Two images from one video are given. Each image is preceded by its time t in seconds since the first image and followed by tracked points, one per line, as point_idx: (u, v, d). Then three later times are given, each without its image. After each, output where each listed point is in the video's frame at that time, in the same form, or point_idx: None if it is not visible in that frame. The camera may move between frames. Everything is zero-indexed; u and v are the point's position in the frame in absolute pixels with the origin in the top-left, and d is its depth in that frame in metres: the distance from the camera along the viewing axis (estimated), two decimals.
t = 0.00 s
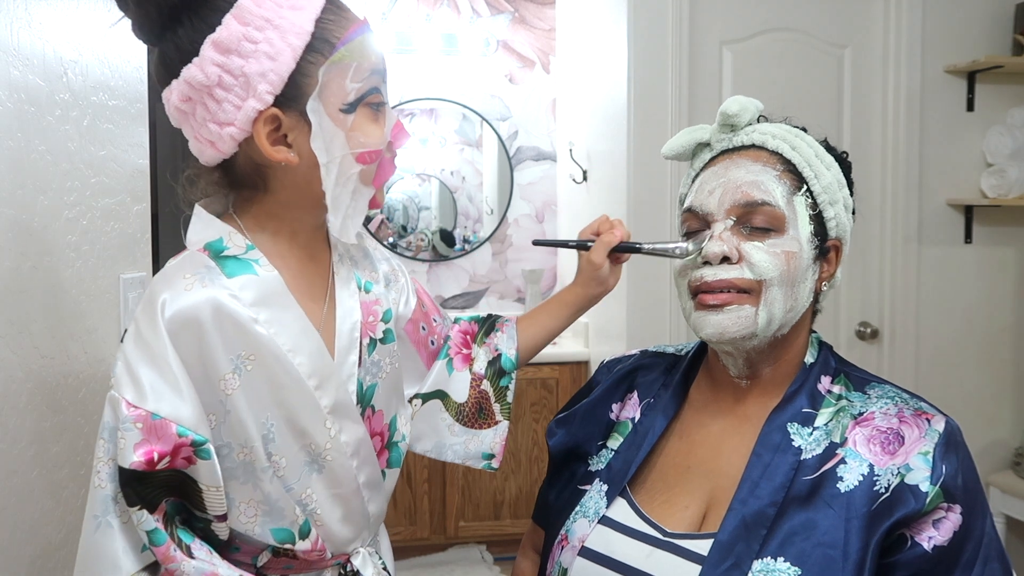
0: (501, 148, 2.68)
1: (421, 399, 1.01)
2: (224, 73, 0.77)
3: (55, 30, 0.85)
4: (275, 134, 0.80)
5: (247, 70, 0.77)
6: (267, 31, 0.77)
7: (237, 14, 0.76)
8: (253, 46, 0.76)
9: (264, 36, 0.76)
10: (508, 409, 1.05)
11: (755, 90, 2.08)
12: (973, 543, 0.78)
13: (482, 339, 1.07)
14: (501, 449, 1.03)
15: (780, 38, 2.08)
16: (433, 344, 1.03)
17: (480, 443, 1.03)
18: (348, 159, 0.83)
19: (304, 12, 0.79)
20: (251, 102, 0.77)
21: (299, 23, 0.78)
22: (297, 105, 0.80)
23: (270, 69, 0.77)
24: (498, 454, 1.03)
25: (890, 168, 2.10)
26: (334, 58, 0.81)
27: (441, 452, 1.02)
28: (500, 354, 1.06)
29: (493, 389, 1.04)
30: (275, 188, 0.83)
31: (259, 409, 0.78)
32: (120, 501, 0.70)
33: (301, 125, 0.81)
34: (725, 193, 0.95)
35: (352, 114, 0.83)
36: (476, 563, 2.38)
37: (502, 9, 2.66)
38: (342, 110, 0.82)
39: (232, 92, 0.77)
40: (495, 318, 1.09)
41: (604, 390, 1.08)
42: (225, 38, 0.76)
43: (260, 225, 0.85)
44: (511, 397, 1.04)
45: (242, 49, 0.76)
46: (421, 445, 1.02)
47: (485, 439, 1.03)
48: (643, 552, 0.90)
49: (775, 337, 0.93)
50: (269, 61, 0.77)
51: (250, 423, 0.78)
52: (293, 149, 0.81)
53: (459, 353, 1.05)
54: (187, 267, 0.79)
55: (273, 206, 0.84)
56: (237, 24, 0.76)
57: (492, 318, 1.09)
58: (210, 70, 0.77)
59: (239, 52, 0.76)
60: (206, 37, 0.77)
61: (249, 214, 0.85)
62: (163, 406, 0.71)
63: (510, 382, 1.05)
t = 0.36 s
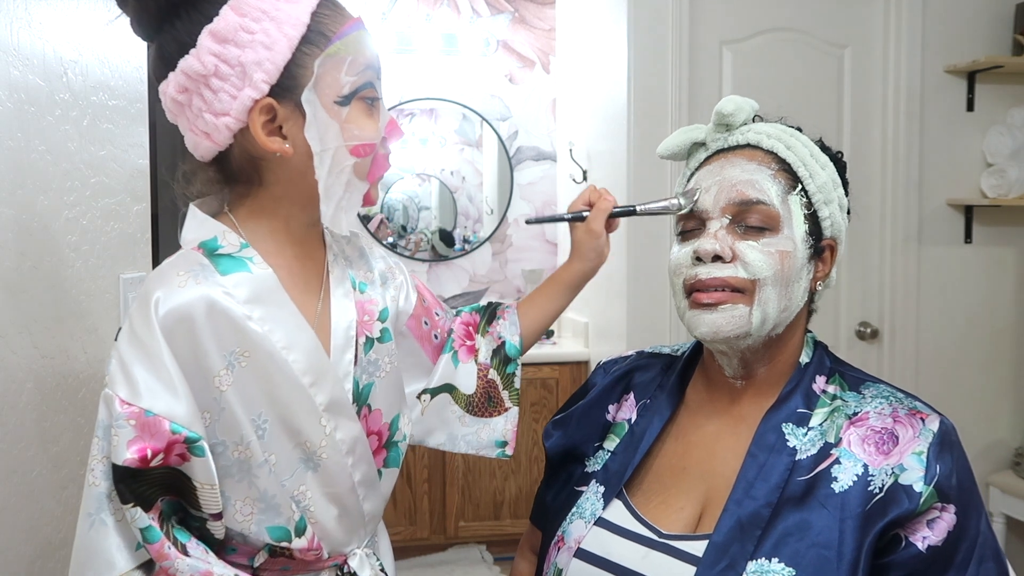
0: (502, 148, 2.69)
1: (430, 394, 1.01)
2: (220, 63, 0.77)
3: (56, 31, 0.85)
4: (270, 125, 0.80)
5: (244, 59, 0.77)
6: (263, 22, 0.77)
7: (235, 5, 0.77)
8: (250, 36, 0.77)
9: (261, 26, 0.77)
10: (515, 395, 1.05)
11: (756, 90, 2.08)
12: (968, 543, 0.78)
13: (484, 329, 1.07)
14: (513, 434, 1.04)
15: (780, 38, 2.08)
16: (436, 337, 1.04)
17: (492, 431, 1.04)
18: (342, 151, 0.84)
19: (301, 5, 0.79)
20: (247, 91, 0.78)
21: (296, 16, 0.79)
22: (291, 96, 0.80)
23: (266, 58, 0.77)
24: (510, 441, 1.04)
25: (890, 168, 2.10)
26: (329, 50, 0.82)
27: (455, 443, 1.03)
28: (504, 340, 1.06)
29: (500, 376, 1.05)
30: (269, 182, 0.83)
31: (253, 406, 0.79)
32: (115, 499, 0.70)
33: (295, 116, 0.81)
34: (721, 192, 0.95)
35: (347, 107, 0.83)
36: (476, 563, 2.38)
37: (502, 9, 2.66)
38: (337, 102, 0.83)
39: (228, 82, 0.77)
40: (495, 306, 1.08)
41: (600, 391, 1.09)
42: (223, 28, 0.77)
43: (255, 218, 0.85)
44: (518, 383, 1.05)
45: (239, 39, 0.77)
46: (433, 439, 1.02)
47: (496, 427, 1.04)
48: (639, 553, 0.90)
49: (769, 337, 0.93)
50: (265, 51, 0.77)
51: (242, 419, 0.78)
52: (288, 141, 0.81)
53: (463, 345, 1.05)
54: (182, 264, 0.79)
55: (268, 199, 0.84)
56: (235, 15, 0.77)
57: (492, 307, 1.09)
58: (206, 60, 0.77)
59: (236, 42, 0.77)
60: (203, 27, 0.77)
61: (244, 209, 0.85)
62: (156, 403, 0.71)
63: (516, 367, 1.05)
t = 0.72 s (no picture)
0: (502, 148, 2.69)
1: (423, 401, 1.00)
2: (222, 57, 0.77)
3: (55, 30, 0.85)
4: (272, 123, 0.80)
5: (247, 55, 0.77)
6: (267, 18, 0.77)
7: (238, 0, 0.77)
8: (253, 32, 0.77)
9: (265, 22, 0.77)
10: (509, 406, 1.05)
11: (756, 90, 2.08)
12: (968, 542, 0.78)
13: (480, 337, 1.07)
14: (506, 446, 1.03)
15: (781, 38, 2.08)
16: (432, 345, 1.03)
17: (484, 443, 1.03)
18: (343, 149, 0.84)
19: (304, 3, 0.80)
20: (249, 86, 0.78)
21: (299, 13, 0.79)
22: (294, 92, 0.80)
23: (269, 54, 0.78)
24: (503, 453, 1.03)
25: (890, 168, 2.10)
26: (331, 49, 0.82)
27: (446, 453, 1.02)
28: (498, 351, 1.06)
29: (494, 387, 1.05)
30: (268, 179, 0.83)
31: (248, 404, 0.79)
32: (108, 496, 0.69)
33: (297, 113, 0.81)
34: (719, 194, 0.95)
35: (348, 106, 0.84)
36: (475, 563, 2.38)
37: (502, 9, 2.66)
38: (338, 101, 0.83)
39: (231, 78, 0.77)
40: (492, 313, 1.09)
41: (601, 391, 1.09)
42: (226, 23, 0.77)
43: (251, 216, 0.85)
44: (512, 394, 1.05)
45: (243, 34, 0.77)
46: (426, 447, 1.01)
47: (489, 439, 1.03)
48: (641, 554, 0.90)
49: (768, 337, 0.93)
50: (269, 46, 0.77)
51: (238, 417, 0.78)
52: (289, 138, 0.81)
53: (459, 352, 1.05)
54: (180, 259, 0.80)
55: (264, 196, 0.84)
56: (238, 11, 0.77)
57: (487, 314, 1.09)
58: (209, 55, 0.77)
59: (239, 38, 0.77)
60: (205, 22, 0.77)
61: (241, 207, 0.85)
62: (151, 400, 0.71)
63: (511, 378, 1.05)
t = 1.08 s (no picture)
0: (501, 148, 2.69)
1: (422, 398, 1.01)
2: (241, 61, 0.77)
3: (55, 31, 0.85)
4: (290, 127, 0.80)
5: (265, 58, 0.77)
6: (284, 22, 0.77)
7: (256, 4, 0.77)
8: (271, 35, 0.77)
9: (282, 26, 0.77)
10: (502, 399, 1.07)
11: (755, 90, 2.08)
12: (966, 539, 0.78)
13: (474, 334, 1.08)
14: (499, 438, 1.06)
15: (781, 38, 2.08)
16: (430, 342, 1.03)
17: (479, 435, 1.05)
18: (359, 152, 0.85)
19: (320, 6, 0.80)
20: (268, 90, 0.77)
21: (316, 17, 0.79)
22: (312, 96, 0.81)
23: (287, 58, 0.78)
24: (495, 443, 1.06)
25: (890, 168, 2.10)
26: (347, 51, 0.83)
27: (442, 447, 1.03)
28: (493, 347, 1.08)
29: (490, 382, 1.07)
30: (285, 181, 0.83)
31: (274, 407, 0.78)
32: (143, 500, 0.69)
33: (315, 117, 0.81)
34: (711, 196, 0.95)
35: (364, 108, 0.85)
36: (475, 563, 2.38)
37: (502, 9, 2.66)
38: (355, 102, 0.84)
39: (249, 82, 0.77)
40: (484, 310, 1.10)
41: (600, 391, 1.09)
42: (244, 27, 0.76)
43: (268, 219, 0.84)
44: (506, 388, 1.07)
45: (261, 38, 0.77)
46: (423, 443, 1.02)
47: (483, 431, 1.06)
48: (640, 552, 0.90)
49: (768, 337, 0.93)
50: (287, 50, 0.77)
51: (266, 421, 0.77)
52: (306, 140, 0.82)
53: (455, 350, 1.05)
54: (205, 263, 0.78)
55: (281, 197, 0.84)
56: (256, 14, 0.77)
57: (480, 310, 1.10)
58: (227, 58, 0.76)
59: (257, 41, 0.77)
60: (222, 26, 0.77)
61: (258, 209, 0.85)
62: (185, 403, 0.70)
63: (505, 374, 1.07)
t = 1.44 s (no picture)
0: (502, 148, 2.69)
1: (424, 410, 0.99)
2: (250, 62, 0.78)
3: (55, 30, 0.85)
4: (297, 126, 0.80)
5: (273, 60, 0.77)
6: (293, 25, 0.78)
7: (265, 7, 0.78)
8: (279, 38, 0.78)
9: (290, 29, 0.78)
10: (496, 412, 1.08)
11: (755, 91, 2.08)
12: (964, 536, 0.78)
13: (461, 350, 1.08)
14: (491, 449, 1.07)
15: (781, 38, 2.09)
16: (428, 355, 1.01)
17: (474, 447, 1.05)
18: (364, 153, 0.85)
19: (327, 10, 0.80)
20: (275, 91, 0.78)
21: (323, 20, 0.80)
22: (319, 97, 0.81)
23: (295, 60, 0.78)
24: (489, 455, 1.06)
25: (890, 168, 2.10)
26: (355, 54, 0.83)
27: (441, 457, 1.03)
28: (482, 361, 1.08)
29: (484, 394, 1.06)
30: (294, 180, 0.83)
31: (279, 400, 0.79)
32: (140, 487, 0.70)
33: (322, 117, 0.81)
34: (712, 196, 0.94)
35: (370, 109, 0.85)
36: (476, 563, 2.38)
37: (502, 9, 2.66)
38: (361, 104, 0.84)
39: (257, 83, 0.78)
40: (469, 327, 1.11)
41: (598, 391, 1.08)
42: (253, 29, 0.77)
43: (277, 219, 0.84)
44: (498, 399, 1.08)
45: (269, 40, 0.77)
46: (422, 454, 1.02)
47: (478, 443, 1.06)
48: (638, 551, 0.90)
49: (766, 338, 0.92)
50: (294, 52, 0.78)
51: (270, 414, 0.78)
52: (313, 140, 0.82)
53: (450, 364, 1.05)
54: (216, 258, 0.79)
55: (288, 199, 0.84)
56: (265, 17, 0.78)
57: (464, 328, 1.10)
58: (236, 60, 0.78)
59: (265, 44, 0.77)
60: (233, 28, 0.78)
61: (269, 208, 0.84)
62: (186, 392, 0.71)
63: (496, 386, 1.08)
